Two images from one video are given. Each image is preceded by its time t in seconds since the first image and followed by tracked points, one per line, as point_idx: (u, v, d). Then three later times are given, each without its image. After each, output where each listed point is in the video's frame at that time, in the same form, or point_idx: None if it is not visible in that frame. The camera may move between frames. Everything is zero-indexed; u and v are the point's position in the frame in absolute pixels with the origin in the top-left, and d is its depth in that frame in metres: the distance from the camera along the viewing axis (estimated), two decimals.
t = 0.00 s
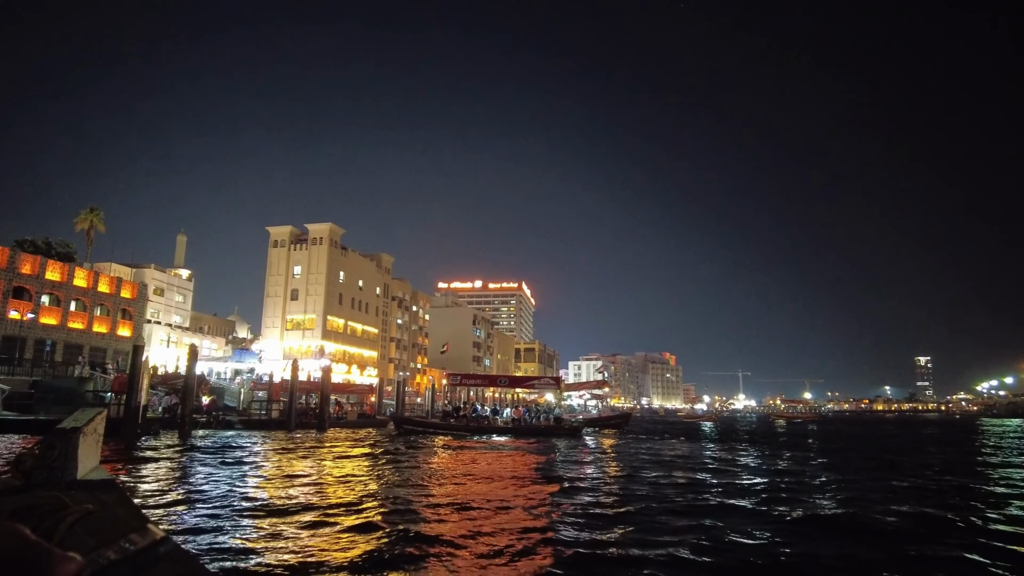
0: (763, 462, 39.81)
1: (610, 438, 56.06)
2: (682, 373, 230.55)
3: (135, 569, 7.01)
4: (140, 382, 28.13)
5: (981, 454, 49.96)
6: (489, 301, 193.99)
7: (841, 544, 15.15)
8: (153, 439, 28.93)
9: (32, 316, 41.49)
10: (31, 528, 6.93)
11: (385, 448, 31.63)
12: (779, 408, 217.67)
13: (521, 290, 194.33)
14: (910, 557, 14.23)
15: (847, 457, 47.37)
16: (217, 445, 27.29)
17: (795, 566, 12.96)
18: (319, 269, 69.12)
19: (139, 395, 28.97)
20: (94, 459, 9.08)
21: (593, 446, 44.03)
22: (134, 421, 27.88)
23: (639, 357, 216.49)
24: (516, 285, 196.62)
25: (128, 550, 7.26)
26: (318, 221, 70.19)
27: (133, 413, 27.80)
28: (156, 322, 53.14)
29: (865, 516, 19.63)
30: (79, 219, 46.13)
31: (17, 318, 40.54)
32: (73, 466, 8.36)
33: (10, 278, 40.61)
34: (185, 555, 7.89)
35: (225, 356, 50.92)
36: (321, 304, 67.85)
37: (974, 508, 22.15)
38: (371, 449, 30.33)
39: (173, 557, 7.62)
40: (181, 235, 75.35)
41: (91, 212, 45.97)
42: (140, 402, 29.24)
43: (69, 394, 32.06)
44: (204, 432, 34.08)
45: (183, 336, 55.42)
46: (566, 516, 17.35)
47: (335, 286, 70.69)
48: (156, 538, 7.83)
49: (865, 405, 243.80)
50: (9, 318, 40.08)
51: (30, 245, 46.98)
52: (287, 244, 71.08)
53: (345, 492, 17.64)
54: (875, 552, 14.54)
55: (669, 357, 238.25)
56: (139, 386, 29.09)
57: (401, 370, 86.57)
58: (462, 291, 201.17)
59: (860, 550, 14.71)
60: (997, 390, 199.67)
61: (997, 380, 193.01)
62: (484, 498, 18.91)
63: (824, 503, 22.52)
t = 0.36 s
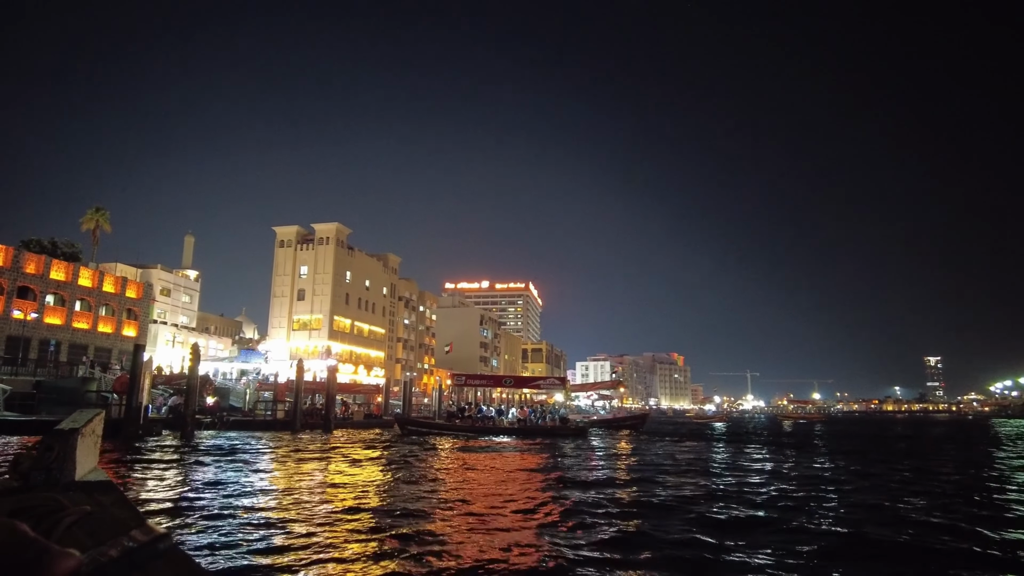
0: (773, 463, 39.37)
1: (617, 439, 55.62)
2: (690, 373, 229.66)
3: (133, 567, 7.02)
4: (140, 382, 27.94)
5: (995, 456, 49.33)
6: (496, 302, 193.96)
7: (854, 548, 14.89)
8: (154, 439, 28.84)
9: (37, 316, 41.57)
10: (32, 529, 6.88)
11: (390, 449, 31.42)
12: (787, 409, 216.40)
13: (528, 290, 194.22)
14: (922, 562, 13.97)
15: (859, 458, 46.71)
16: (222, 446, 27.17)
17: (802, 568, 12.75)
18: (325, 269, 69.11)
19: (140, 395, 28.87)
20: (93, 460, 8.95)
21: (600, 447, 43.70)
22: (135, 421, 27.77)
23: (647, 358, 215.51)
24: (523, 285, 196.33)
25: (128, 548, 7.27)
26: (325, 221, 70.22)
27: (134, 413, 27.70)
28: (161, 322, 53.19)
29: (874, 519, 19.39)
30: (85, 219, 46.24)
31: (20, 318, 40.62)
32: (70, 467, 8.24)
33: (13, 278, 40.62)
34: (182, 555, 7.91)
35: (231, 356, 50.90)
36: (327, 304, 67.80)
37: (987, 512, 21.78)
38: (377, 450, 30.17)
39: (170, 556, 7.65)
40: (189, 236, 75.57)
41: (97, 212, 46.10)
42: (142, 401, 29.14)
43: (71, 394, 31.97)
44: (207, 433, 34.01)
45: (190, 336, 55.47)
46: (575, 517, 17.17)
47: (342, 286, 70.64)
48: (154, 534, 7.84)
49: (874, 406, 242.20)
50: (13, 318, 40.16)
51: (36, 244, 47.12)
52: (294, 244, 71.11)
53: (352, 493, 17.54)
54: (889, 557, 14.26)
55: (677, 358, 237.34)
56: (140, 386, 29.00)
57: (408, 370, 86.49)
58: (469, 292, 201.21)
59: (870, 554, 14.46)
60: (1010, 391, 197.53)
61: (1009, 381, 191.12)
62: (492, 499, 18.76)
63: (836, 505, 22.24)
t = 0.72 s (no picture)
0: (783, 464, 39.08)
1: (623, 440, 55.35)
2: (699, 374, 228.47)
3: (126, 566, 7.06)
4: (140, 382, 27.71)
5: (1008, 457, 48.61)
6: (503, 302, 193.69)
7: (869, 551, 14.60)
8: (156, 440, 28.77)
9: (42, 316, 41.67)
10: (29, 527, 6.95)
11: (396, 449, 31.28)
12: (797, 409, 214.86)
13: (535, 291, 193.89)
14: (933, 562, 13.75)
15: (869, 459, 46.25)
16: (228, 447, 27.07)
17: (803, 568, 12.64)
18: (332, 269, 69.05)
19: (141, 395, 28.71)
20: (90, 459, 9.05)
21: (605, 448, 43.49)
22: (136, 422, 27.59)
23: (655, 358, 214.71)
24: (530, 285, 195.91)
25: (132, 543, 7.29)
26: (331, 221, 70.21)
27: (134, 414, 27.54)
28: (167, 322, 53.19)
29: (881, 520, 19.24)
30: (91, 219, 46.28)
31: (24, 318, 40.64)
32: (66, 466, 8.36)
33: (17, 277, 40.67)
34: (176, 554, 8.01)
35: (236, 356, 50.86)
36: (334, 304, 67.75)
37: (997, 513, 21.48)
38: (383, 451, 30.03)
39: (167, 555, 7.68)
40: (197, 237, 75.73)
41: (103, 212, 46.15)
42: (143, 402, 28.99)
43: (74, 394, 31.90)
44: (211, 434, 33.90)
45: (196, 336, 55.54)
46: (583, 519, 17.00)
47: (348, 286, 70.59)
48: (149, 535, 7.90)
49: (885, 406, 240.17)
50: (17, 318, 40.18)
51: (42, 244, 47.22)
52: (300, 243, 71.13)
53: (360, 495, 17.30)
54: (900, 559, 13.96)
55: (685, 358, 236.26)
56: (141, 386, 28.84)
57: (414, 370, 86.39)
58: (476, 292, 201.03)
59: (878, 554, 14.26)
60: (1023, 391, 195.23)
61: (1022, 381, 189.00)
62: (501, 501, 18.50)
63: (849, 506, 21.91)
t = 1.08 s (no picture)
0: (791, 464, 38.67)
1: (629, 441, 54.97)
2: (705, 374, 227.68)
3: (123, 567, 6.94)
4: (138, 381, 27.42)
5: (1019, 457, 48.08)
6: (508, 302, 193.52)
7: (883, 555, 14.28)
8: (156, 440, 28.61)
9: (45, 315, 41.80)
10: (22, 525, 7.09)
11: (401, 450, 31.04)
12: (803, 410, 213.87)
13: (540, 291, 193.65)
14: (943, 566, 13.50)
15: (878, 460, 45.78)
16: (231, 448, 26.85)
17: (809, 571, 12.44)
18: (336, 268, 68.97)
19: (140, 396, 28.51)
20: (86, 460, 9.01)
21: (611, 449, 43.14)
22: (135, 422, 27.33)
23: (661, 358, 214.05)
24: (535, 285, 195.58)
25: (125, 548, 7.13)
26: (336, 220, 70.14)
27: (132, 415, 27.39)
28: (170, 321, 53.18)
29: (887, 521, 19.04)
30: (94, 218, 46.27)
31: (25, 317, 40.65)
32: (63, 467, 8.28)
33: (19, 276, 40.70)
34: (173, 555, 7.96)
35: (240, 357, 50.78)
36: (338, 304, 67.66)
37: (1007, 515, 21.21)
38: (388, 452, 29.84)
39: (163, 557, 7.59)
40: (202, 238, 75.81)
41: (106, 211, 46.12)
42: (142, 401, 28.83)
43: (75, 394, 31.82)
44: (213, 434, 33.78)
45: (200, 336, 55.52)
46: (586, 519, 16.90)
47: (353, 285, 70.49)
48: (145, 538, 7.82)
49: (892, 406, 239.02)
50: (17, 317, 40.15)
51: (44, 244, 47.26)
52: (304, 243, 71.07)
53: (366, 498, 16.94)
54: (913, 562, 13.67)
55: (690, 358, 235.48)
56: (140, 386, 28.63)
57: (419, 370, 86.25)
58: (480, 292, 200.89)
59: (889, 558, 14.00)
60: None
61: None
62: (510, 504, 18.12)
63: (862, 508, 21.49)
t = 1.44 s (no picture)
0: (798, 465, 38.30)
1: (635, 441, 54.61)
2: (711, 375, 226.61)
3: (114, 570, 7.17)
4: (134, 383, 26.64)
5: None
6: (513, 302, 193.24)
7: (890, 559, 14.06)
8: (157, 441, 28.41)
9: (45, 315, 41.70)
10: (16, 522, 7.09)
11: (406, 452, 30.88)
12: (809, 410, 212.55)
13: (545, 290, 193.26)
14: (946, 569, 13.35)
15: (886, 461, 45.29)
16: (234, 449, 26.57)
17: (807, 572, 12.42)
18: (340, 268, 68.88)
19: (137, 395, 28.26)
20: (78, 461, 9.03)
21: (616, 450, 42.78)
22: (130, 423, 26.90)
23: (666, 358, 213.32)
24: (540, 285, 195.07)
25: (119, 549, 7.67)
26: (340, 219, 70.01)
27: (129, 415, 26.61)
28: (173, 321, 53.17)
29: (892, 522, 18.87)
30: (97, 217, 46.27)
31: (25, 316, 40.53)
32: (55, 468, 8.35)
33: (19, 276, 40.60)
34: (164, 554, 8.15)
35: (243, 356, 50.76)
36: (343, 304, 67.55)
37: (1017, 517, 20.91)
38: (393, 454, 29.73)
39: (154, 560, 7.74)
40: (207, 238, 75.81)
41: (109, 211, 46.05)
42: (139, 402, 28.48)
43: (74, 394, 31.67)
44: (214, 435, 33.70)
45: (204, 337, 55.49)
46: (590, 520, 16.81)
47: (357, 285, 70.39)
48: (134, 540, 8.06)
49: (899, 407, 237.39)
50: (17, 317, 40.06)
51: (46, 242, 47.27)
52: (308, 242, 70.97)
53: (372, 501, 16.53)
54: (918, 567, 13.49)
55: (697, 359, 234.53)
56: (138, 386, 28.31)
57: (424, 370, 86.04)
58: (486, 292, 200.61)
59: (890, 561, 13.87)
60: None
61: None
62: (520, 508, 17.69)
63: (876, 511, 21.05)
